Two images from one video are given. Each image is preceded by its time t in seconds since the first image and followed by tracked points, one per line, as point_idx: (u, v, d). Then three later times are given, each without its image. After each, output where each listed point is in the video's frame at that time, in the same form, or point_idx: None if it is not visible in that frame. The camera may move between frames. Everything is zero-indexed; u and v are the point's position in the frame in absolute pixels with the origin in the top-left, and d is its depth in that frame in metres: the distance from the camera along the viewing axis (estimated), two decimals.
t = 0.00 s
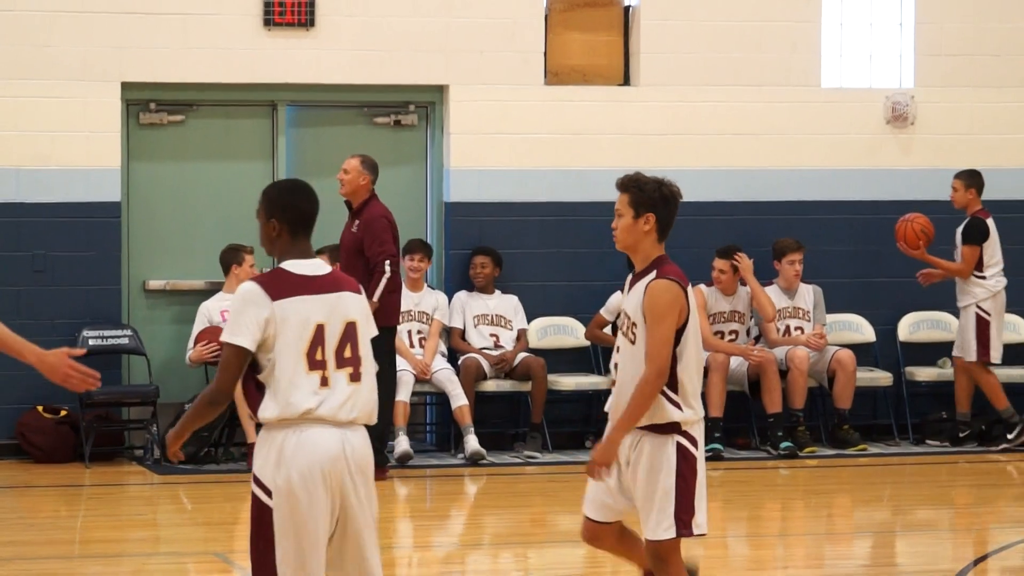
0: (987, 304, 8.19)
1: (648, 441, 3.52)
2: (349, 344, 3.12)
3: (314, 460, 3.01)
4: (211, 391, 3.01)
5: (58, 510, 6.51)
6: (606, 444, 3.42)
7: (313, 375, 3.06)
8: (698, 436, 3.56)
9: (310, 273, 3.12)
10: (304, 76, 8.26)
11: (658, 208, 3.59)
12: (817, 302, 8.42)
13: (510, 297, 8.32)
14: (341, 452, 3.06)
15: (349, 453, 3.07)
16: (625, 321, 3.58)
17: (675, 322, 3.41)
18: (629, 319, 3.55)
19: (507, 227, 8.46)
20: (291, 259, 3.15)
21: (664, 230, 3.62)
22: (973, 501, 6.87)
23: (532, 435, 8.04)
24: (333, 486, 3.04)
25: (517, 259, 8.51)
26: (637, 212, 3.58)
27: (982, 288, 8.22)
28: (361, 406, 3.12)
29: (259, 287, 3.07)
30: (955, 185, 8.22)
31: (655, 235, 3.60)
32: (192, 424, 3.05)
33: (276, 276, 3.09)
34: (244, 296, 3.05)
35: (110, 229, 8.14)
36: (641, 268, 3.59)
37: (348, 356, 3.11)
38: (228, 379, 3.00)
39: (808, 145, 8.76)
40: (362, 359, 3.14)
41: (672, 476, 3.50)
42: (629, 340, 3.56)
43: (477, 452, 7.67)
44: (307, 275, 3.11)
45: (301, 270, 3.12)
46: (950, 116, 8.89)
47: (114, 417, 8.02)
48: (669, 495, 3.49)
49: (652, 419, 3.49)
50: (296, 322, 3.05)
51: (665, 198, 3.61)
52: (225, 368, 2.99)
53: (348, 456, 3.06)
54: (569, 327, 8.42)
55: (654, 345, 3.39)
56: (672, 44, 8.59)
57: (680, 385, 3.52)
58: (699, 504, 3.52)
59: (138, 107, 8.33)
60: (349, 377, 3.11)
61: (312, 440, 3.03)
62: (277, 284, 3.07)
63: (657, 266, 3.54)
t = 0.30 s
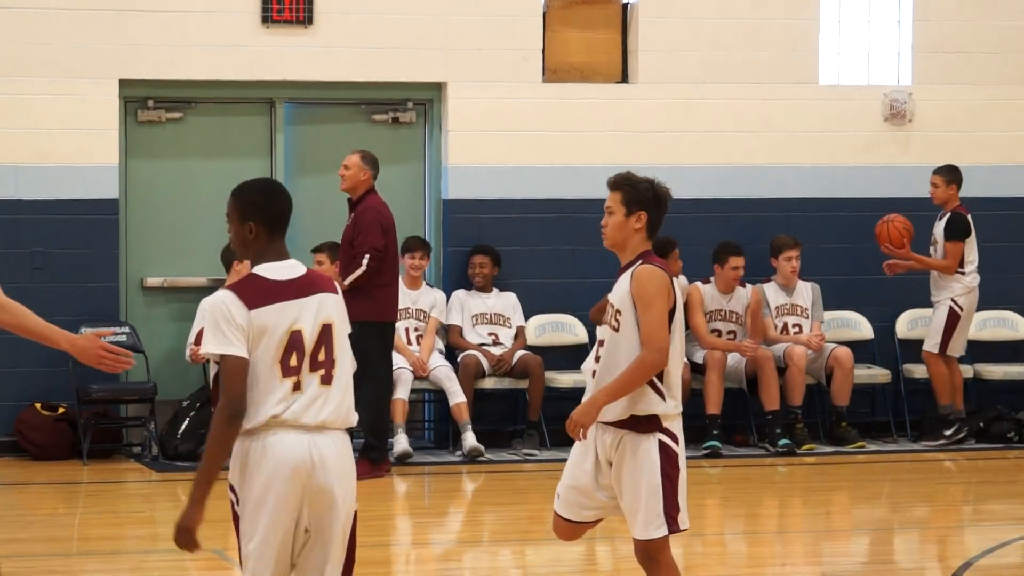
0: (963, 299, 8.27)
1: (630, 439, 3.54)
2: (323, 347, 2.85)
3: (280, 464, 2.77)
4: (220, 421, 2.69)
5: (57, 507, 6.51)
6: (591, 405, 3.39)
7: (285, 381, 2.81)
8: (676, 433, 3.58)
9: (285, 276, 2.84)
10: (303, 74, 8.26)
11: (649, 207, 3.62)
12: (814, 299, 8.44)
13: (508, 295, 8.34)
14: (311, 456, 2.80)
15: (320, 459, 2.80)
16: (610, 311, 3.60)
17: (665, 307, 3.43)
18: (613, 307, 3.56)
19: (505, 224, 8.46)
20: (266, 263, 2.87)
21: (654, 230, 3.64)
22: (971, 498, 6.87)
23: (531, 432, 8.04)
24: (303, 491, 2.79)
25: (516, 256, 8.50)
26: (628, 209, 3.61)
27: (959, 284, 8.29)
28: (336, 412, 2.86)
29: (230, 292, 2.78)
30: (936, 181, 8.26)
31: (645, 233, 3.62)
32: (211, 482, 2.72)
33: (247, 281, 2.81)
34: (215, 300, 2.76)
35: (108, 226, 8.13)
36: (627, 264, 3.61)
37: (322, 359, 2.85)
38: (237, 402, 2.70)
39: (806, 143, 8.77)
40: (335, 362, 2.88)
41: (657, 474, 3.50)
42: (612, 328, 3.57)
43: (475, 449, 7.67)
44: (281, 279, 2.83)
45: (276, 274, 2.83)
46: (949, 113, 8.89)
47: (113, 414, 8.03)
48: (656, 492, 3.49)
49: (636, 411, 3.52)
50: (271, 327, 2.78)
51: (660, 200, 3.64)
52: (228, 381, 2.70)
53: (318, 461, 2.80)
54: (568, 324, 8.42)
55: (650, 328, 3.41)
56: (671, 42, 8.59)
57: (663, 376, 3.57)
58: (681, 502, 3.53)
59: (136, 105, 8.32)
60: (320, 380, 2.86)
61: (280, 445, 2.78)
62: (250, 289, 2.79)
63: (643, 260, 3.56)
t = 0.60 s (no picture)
0: (945, 300, 8.24)
1: (608, 437, 3.53)
2: (316, 349, 2.86)
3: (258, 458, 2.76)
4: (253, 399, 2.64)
5: (54, 505, 6.50)
6: (581, 412, 3.35)
7: (278, 375, 2.80)
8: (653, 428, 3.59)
9: (287, 270, 2.83)
10: (301, 72, 8.26)
11: (614, 204, 3.60)
12: (813, 298, 8.44)
13: (505, 295, 8.34)
14: (289, 455, 2.79)
15: (300, 455, 2.80)
16: (581, 311, 3.56)
17: (640, 310, 3.42)
18: (588, 310, 3.53)
19: (503, 222, 8.45)
20: (268, 255, 2.83)
21: (618, 227, 3.62)
22: (969, 496, 6.88)
23: (529, 430, 8.05)
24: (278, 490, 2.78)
25: (513, 255, 8.50)
26: (593, 207, 3.59)
27: (941, 284, 8.24)
28: (320, 416, 2.86)
29: (235, 277, 2.77)
30: (917, 181, 8.18)
31: (609, 230, 3.60)
32: (260, 458, 2.63)
33: (252, 268, 2.79)
34: (222, 283, 2.74)
35: (106, 225, 8.12)
36: (595, 263, 3.59)
37: (314, 360, 2.86)
38: (263, 381, 2.67)
39: (804, 141, 8.77)
40: (324, 365, 2.89)
41: (635, 472, 3.51)
42: (587, 331, 3.54)
43: (473, 447, 7.67)
44: (284, 272, 2.82)
45: (279, 267, 2.82)
46: (946, 112, 8.90)
47: (110, 412, 8.02)
48: (636, 488, 3.51)
49: (620, 411, 3.52)
50: (273, 318, 2.77)
51: (624, 196, 3.62)
52: (240, 360, 2.67)
53: (297, 461, 2.80)
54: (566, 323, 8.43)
55: (629, 332, 3.40)
56: (668, 41, 8.59)
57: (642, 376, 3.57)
58: (660, 496, 3.54)
59: (134, 103, 8.31)
60: (309, 381, 2.86)
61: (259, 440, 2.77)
62: (255, 277, 2.78)
63: (611, 260, 3.54)
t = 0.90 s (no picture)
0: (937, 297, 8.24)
1: (550, 428, 3.42)
2: (288, 350, 2.83)
3: (248, 470, 2.72)
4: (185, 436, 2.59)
5: (51, 505, 6.50)
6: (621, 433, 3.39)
7: (258, 386, 2.76)
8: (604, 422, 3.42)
9: (251, 272, 2.78)
10: (297, 71, 8.26)
11: (553, 203, 3.48)
12: (809, 297, 8.45)
13: (503, 295, 8.33)
14: (276, 462, 2.77)
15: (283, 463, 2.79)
16: (534, 312, 3.45)
17: (610, 312, 3.35)
18: (542, 311, 3.43)
19: (500, 221, 8.45)
20: (231, 256, 2.81)
21: (567, 222, 3.49)
22: (965, 495, 6.88)
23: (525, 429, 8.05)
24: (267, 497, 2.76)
25: (510, 254, 8.50)
26: (535, 206, 3.48)
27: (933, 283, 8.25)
28: (299, 417, 2.85)
29: (200, 286, 2.71)
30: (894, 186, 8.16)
31: (553, 228, 3.47)
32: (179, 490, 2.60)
33: (216, 274, 2.74)
34: (187, 298, 2.68)
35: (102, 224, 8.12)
36: (548, 263, 3.48)
37: (287, 362, 2.83)
38: (201, 413, 2.62)
39: (800, 140, 8.77)
40: (298, 366, 2.87)
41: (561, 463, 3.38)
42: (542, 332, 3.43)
43: (470, 446, 7.67)
44: (249, 274, 2.77)
45: (242, 269, 2.77)
46: (942, 110, 8.91)
47: (107, 411, 8.02)
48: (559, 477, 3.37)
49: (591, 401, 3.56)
50: (246, 325, 2.73)
51: (566, 191, 3.50)
52: (190, 386, 2.63)
53: (283, 469, 2.79)
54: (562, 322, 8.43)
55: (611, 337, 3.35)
56: (665, 39, 8.59)
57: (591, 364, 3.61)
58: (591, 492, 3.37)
59: (131, 102, 8.31)
60: (286, 384, 2.83)
61: (248, 452, 2.73)
62: (221, 284, 2.72)
63: (564, 262, 3.44)
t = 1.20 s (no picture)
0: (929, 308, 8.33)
1: (501, 422, 3.57)
2: (245, 352, 2.82)
3: (218, 476, 2.73)
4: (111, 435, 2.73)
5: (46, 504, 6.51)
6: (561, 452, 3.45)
7: (212, 392, 2.75)
8: (549, 421, 3.56)
9: (198, 275, 2.77)
10: (292, 70, 8.26)
11: (540, 205, 3.57)
12: (803, 296, 8.45)
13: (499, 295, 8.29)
14: (246, 467, 2.78)
15: (252, 469, 2.79)
16: (509, 310, 3.55)
17: (578, 326, 3.43)
18: (517, 313, 3.53)
19: (495, 221, 8.44)
20: (176, 262, 2.79)
21: (552, 224, 3.59)
22: (959, 494, 6.89)
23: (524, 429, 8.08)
24: (241, 502, 2.77)
25: (505, 253, 8.49)
26: (522, 207, 3.57)
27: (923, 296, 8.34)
28: (263, 421, 2.84)
29: (142, 292, 2.71)
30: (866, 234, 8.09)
31: (539, 229, 3.57)
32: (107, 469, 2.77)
33: (160, 279, 2.73)
34: (126, 306, 2.69)
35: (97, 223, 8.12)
36: (531, 263, 3.58)
37: (245, 365, 2.82)
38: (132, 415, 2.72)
39: (795, 139, 8.78)
40: (259, 368, 2.85)
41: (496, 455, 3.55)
42: (512, 332, 3.54)
43: (465, 446, 7.68)
44: (194, 278, 2.76)
45: (186, 273, 2.76)
46: (937, 110, 8.92)
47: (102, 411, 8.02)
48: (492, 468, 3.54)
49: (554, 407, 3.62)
50: (190, 330, 2.73)
51: (553, 193, 3.59)
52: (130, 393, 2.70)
53: (254, 475, 2.79)
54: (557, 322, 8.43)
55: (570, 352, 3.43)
56: (660, 39, 8.59)
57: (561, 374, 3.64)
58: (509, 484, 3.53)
59: (126, 101, 8.31)
60: (247, 388, 2.82)
61: (215, 459, 2.74)
62: (163, 289, 2.72)
63: (546, 266, 3.54)
